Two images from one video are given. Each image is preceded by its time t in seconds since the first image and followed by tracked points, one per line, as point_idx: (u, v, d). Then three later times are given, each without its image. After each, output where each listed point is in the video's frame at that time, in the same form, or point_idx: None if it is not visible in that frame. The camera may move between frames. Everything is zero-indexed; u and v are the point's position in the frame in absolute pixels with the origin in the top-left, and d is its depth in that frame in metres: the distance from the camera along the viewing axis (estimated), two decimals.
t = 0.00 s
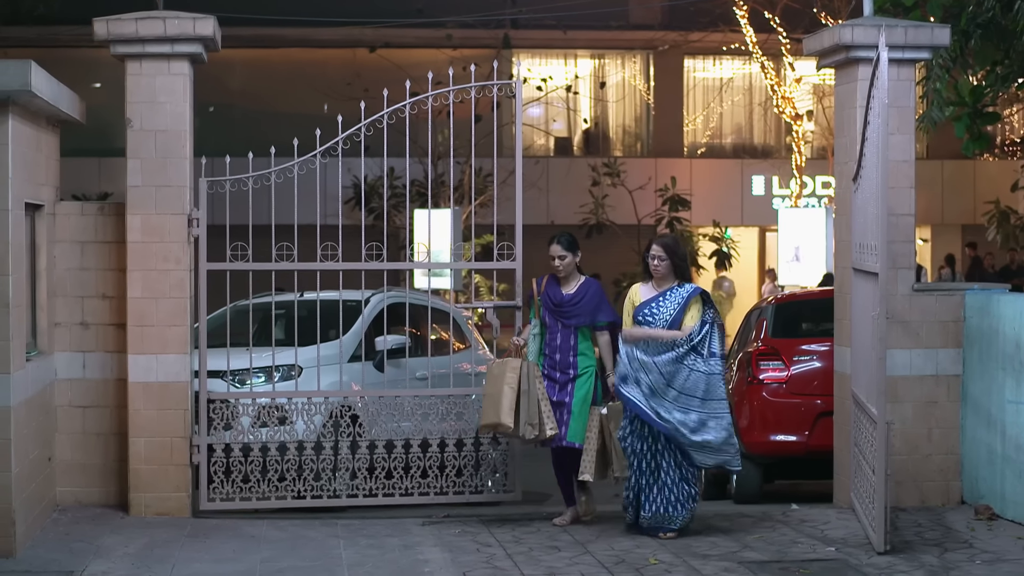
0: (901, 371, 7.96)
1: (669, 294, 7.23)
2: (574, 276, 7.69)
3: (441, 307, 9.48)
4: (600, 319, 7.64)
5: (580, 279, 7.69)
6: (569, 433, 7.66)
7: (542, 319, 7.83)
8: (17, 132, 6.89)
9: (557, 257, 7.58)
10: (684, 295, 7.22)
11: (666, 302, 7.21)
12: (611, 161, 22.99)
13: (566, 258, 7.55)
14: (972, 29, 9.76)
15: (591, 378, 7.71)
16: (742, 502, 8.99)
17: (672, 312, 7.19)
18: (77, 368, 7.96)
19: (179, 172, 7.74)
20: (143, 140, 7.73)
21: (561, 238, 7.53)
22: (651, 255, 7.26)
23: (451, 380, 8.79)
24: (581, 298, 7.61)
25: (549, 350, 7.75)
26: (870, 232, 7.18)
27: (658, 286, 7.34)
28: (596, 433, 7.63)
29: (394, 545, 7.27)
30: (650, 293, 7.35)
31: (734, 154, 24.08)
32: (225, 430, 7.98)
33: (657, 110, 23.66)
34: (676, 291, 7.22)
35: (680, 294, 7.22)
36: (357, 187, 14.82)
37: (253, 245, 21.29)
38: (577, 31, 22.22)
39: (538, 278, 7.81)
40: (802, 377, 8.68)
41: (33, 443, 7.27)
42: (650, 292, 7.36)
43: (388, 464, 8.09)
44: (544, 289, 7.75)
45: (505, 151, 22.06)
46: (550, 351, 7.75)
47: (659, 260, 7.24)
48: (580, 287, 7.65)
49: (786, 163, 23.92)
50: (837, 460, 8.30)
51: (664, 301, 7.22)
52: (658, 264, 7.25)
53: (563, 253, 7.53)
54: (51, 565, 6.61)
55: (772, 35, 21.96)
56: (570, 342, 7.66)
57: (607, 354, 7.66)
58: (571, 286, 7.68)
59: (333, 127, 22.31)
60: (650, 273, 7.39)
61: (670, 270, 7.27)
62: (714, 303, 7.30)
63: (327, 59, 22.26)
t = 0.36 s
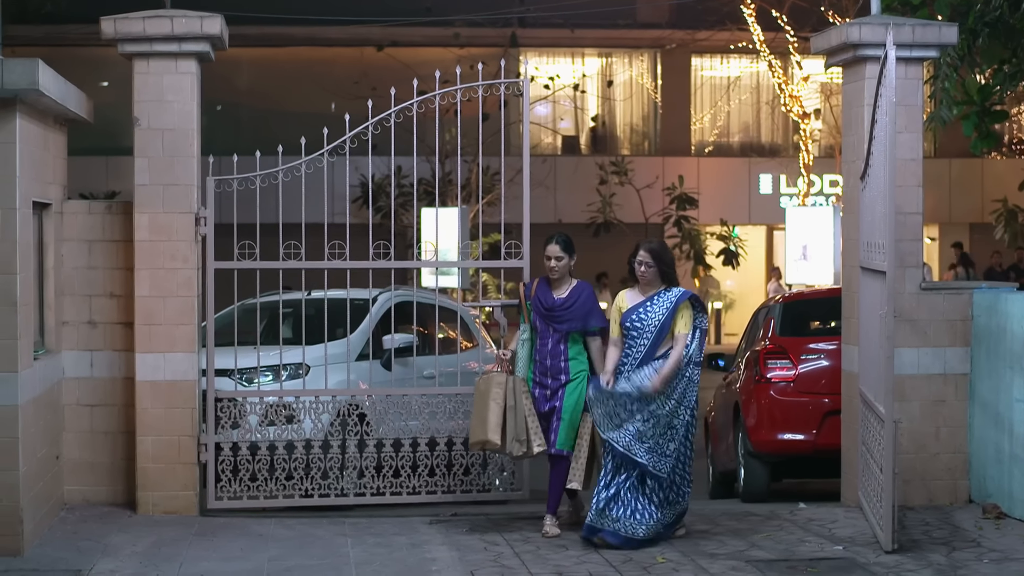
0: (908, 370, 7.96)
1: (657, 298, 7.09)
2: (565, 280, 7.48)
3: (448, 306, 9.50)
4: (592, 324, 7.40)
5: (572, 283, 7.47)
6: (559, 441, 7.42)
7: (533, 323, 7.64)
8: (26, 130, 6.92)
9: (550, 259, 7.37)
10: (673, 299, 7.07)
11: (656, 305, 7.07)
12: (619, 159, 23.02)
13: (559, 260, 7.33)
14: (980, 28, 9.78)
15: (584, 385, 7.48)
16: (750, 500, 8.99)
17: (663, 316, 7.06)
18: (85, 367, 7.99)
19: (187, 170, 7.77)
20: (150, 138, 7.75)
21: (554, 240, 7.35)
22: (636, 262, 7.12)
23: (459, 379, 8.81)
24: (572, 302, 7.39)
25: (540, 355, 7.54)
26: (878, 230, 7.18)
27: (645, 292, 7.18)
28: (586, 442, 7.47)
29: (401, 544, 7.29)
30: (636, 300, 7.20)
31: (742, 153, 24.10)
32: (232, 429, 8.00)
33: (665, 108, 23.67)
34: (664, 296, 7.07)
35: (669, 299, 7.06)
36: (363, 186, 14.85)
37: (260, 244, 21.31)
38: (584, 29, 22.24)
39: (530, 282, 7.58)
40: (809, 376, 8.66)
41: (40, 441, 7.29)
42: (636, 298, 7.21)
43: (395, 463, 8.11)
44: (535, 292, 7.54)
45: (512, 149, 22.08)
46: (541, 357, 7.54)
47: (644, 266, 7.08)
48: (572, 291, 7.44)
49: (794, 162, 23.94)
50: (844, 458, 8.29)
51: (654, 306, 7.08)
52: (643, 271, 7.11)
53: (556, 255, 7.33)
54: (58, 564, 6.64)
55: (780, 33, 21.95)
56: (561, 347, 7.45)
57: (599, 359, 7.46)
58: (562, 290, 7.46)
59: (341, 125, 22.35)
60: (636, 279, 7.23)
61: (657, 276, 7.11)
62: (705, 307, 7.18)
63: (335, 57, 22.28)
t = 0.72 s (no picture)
0: (919, 369, 7.96)
1: (640, 293, 6.98)
2: (557, 275, 7.38)
3: (459, 304, 9.53)
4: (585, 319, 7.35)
5: (566, 277, 7.37)
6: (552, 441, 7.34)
7: (525, 318, 7.47)
8: (38, 130, 6.96)
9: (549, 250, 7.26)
10: (656, 293, 6.95)
11: (638, 300, 6.96)
12: (630, 158, 23.00)
13: (560, 249, 7.23)
14: (991, 26, 9.77)
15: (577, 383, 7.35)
16: (761, 499, 8.97)
17: (645, 311, 6.93)
18: (96, 365, 8.03)
19: (198, 169, 7.80)
20: (162, 137, 7.79)
21: (555, 229, 7.22)
22: (617, 253, 7.02)
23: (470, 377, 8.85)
24: (567, 296, 7.29)
25: (533, 351, 7.38)
26: (889, 229, 7.19)
27: (625, 285, 7.10)
28: (578, 444, 7.34)
29: (413, 542, 7.31)
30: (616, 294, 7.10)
31: (753, 151, 24.06)
32: (244, 427, 8.03)
33: (676, 107, 23.61)
34: (647, 289, 6.97)
35: (652, 292, 6.96)
36: (374, 185, 14.86)
37: (271, 242, 21.32)
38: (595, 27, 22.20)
39: (520, 276, 7.45)
40: (821, 374, 8.66)
41: (51, 440, 7.32)
42: (616, 293, 7.12)
43: (406, 461, 8.15)
44: (528, 285, 7.39)
45: (523, 148, 22.07)
46: (534, 353, 7.37)
47: (625, 259, 6.99)
48: (567, 285, 7.33)
49: (805, 160, 23.92)
50: (855, 457, 8.29)
51: (636, 300, 6.97)
52: (624, 262, 7.01)
53: (558, 243, 7.20)
54: (70, 562, 6.68)
55: (791, 31, 21.89)
56: (556, 342, 7.31)
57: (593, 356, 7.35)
58: (555, 284, 7.36)
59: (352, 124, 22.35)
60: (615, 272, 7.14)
61: (637, 269, 7.02)
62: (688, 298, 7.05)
63: (345, 56, 22.28)
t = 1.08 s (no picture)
0: (932, 368, 7.96)
1: (633, 297, 6.77)
2: (537, 275, 7.05)
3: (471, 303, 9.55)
4: (568, 319, 7.06)
5: (547, 277, 7.06)
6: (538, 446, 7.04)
7: (505, 322, 7.17)
8: (50, 130, 6.99)
9: (531, 250, 6.90)
10: (649, 298, 6.74)
11: (632, 304, 6.73)
12: (642, 157, 23.06)
13: (546, 249, 6.90)
14: (1003, 24, 9.77)
15: (560, 387, 7.06)
16: (772, 498, 8.98)
17: (637, 315, 6.71)
18: (108, 364, 8.08)
19: (210, 168, 7.84)
20: (174, 136, 7.83)
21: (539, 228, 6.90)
22: (609, 253, 6.79)
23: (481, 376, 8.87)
24: (548, 297, 6.99)
25: (513, 355, 7.08)
26: (901, 228, 7.19)
27: (618, 287, 6.87)
28: (568, 448, 7.08)
29: (424, 541, 7.34)
30: (607, 296, 6.87)
31: (765, 150, 24.09)
32: (255, 426, 8.06)
33: (688, 107, 23.64)
34: (641, 294, 6.75)
35: (645, 298, 6.74)
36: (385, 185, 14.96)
37: (284, 242, 21.42)
38: (607, 26, 22.19)
39: (499, 276, 7.15)
40: (833, 373, 8.65)
41: (64, 439, 7.37)
42: (608, 294, 6.88)
43: (418, 460, 8.18)
44: (508, 286, 7.08)
45: (535, 147, 22.11)
46: (514, 357, 7.08)
47: (617, 259, 6.77)
48: (547, 286, 7.03)
49: (817, 159, 23.93)
50: (867, 456, 8.29)
51: (628, 304, 6.75)
52: (615, 264, 6.78)
53: (543, 242, 6.89)
54: (82, 561, 6.72)
55: (803, 30, 21.88)
56: (536, 345, 7.02)
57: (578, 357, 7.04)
58: (535, 284, 7.04)
59: (364, 123, 22.42)
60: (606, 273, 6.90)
61: (630, 271, 6.81)
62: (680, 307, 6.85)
63: (358, 57, 22.44)
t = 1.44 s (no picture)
0: (942, 367, 7.94)
1: (626, 297, 6.55)
2: (523, 275, 6.89)
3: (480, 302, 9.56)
4: (556, 320, 6.86)
5: (533, 277, 6.90)
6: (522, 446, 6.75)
7: (491, 323, 7.02)
8: (60, 129, 7.02)
9: (517, 250, 6.72)
10: (640, 301, 6.51)
11: (622, 307, 6.51)
12: (652, 155, 23.09)
13: (532, 248, 6.73)
14: (1013, 22, 9.83)
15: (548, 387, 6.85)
16: (783, 497, 8.98)
17: (626, 317, 6.50)
18: (118, 363, 8.11)
19: (220, 167, 7.86)
20: (184, 135, 7.85)
21: (523, 227, 6.73)
22: (606, 253, 6.58)
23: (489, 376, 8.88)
24: (536, 296, 6.81)
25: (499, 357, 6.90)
26: (911, 227, 7.18)
27: (613, 286, 6.66)
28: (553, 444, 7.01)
29: (434, 541, 7.35)
30: (602, 294, 6.66)
31: (775, 149, 24.08)
32: (265, 425, 8.09)
33: (697, 106, 23.66)
34: (633, 296, 6.52)
35: (637, 301, 6.51)
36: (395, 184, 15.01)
37: (294, 241, 21.50)
38: (617, 26, 22.20)
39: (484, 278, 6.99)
40: (843, 373, 8.64)
41: (74, 438, 7.40)
42: (603, 292, 6.68)
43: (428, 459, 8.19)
44: (493, 287, 6.91)
45: (545, 146, 22.14)
46: (502, 359, 6.89)
47: (615, 257, 6.55)
48: (534, 286, 6.86)
49: (828, 158, 23.91)
50: (878, 456, 8.27)
51: (619, 305, 6.53)
52: (613, 263, 6.57)
53: (528, 241, 6.72)
54: (93, 560, 6.74)
55: (813, 29, 21.85)
56: (523, 346, 6.83)
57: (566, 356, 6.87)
58: (521, 285, 6.88)
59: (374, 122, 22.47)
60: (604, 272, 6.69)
61: (628, 270, 6.60)
62: (677, 308, 6.60)
63: (367, 56, 22.46)
